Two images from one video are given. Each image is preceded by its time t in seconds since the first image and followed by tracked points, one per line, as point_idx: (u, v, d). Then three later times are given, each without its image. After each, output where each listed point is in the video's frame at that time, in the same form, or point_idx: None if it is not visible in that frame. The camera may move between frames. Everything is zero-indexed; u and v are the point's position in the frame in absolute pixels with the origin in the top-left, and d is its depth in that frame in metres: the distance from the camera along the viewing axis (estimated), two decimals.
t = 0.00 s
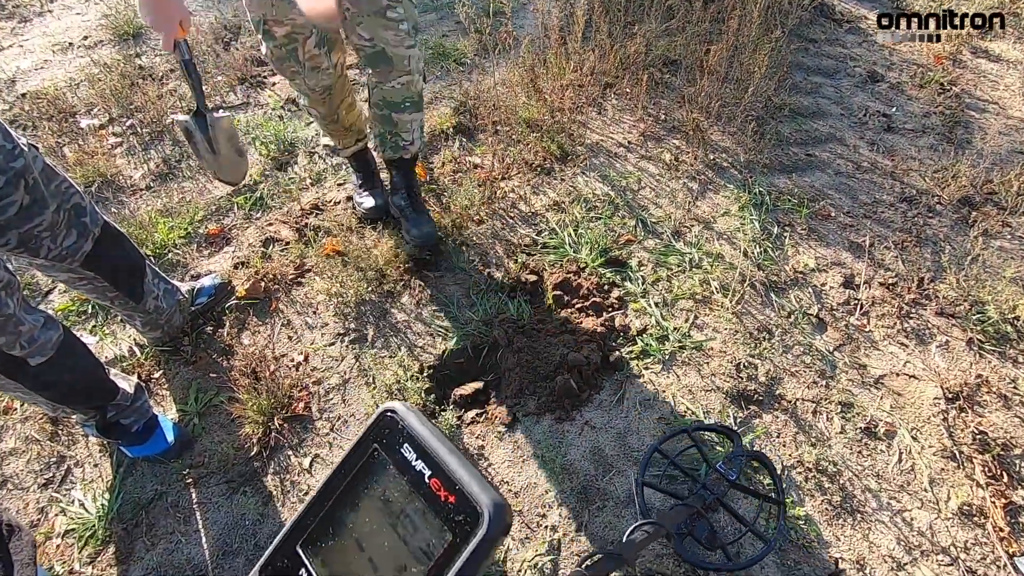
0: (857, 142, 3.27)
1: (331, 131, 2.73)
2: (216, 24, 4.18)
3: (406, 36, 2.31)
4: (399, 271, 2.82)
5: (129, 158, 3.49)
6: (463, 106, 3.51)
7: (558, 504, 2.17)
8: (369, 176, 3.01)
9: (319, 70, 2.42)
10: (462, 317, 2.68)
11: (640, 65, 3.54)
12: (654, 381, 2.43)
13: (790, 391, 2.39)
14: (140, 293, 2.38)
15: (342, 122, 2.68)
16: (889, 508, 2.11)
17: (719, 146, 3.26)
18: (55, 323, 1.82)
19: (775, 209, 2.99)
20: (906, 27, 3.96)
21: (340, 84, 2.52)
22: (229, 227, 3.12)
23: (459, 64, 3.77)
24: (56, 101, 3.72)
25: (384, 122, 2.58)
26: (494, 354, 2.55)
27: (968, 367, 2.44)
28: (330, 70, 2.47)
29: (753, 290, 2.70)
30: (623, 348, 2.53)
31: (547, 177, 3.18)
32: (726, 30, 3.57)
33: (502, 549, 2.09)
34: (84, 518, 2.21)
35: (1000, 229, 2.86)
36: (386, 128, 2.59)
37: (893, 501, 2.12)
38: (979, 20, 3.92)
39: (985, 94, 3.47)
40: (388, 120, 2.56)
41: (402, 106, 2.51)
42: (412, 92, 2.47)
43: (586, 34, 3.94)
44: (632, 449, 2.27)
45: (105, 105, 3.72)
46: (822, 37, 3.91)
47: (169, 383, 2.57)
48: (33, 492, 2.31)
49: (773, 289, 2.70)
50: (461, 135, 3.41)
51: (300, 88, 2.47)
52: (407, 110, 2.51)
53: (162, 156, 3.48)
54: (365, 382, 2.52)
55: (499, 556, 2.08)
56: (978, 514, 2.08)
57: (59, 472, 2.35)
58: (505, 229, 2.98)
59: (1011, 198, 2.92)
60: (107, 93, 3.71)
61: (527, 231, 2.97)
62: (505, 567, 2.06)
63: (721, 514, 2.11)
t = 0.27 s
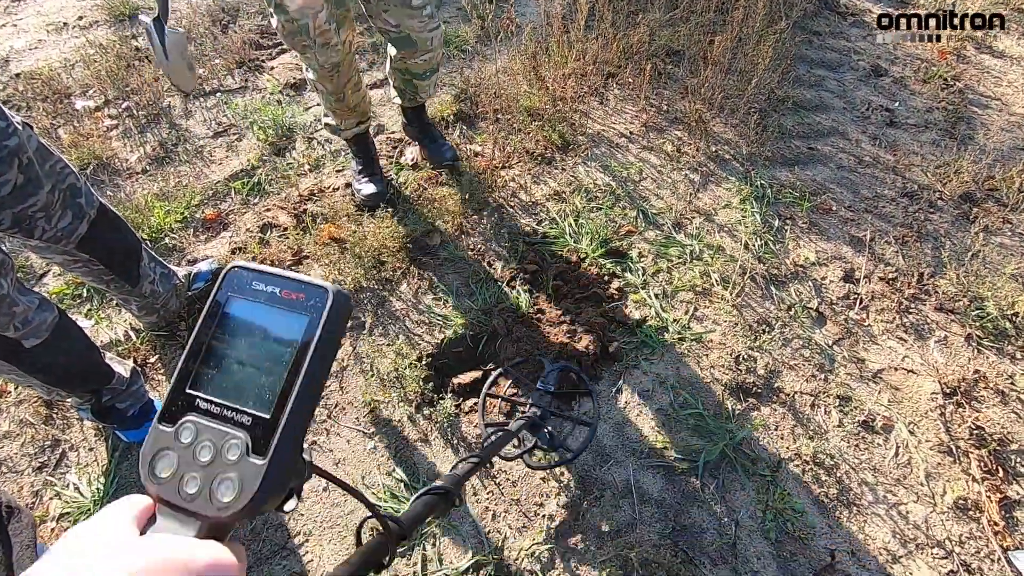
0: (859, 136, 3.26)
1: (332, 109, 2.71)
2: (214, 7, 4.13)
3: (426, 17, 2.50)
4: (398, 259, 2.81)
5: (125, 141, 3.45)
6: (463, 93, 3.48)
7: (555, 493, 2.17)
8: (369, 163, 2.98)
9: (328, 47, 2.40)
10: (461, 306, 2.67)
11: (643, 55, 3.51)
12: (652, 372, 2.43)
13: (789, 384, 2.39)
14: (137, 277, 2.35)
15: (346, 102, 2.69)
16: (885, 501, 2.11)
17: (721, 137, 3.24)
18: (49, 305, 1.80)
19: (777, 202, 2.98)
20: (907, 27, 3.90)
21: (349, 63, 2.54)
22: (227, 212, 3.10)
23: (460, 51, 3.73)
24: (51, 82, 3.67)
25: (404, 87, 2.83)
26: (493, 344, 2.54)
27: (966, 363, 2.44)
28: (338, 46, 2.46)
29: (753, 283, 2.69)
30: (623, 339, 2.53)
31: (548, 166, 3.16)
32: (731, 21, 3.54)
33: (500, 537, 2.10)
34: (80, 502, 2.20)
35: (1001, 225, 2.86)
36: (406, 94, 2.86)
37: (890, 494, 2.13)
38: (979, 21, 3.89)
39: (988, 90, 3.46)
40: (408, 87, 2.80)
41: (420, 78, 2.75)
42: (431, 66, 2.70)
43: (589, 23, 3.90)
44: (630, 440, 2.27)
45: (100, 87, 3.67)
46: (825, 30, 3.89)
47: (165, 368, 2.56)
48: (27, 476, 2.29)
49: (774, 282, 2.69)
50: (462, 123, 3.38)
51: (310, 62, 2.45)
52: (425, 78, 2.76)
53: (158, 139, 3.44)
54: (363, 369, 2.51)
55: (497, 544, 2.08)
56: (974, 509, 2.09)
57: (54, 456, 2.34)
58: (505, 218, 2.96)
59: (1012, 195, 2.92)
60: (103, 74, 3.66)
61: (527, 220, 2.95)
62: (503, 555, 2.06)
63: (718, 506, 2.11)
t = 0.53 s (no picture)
0: (867, 132, 3.23)
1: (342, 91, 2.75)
2: None
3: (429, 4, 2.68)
4: (401, 246, 2.81)
5: (131, 123, 3.46)
6: (470, 82, 3.46)
7: (552, 481, 2.17)
8: (374, 149, 2.98)
9: (346, 28, 2.49)
10: (462, 293, 2.67)
11: (652, 47, 3.49)
12: (652, 363, 2.43)
13: (788, 378, 2.38)
14: (141, 258, 2.36)
15: (356, 87, 2.73)
16: (881, 496, 2.11)
17: (727, 131, 3.23)
18: (51, 281, 1.81)
19: (782, 196, 2.97)
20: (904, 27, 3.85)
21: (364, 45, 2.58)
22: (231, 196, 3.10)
23: (468, 40, 3.72)
24: (59, 63, 3.68)
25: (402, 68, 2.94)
26: (493, 332, 2.54)
27: (968, 361, 2.43)
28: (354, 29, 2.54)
29: (756, 277, 2.68)
30: (623, 329, 2.52)
31: (552, 157, 3.15)
32: (740, 13, 3.52)
33: (495, 523, 2.11)
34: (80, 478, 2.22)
35: (1008, 224, 2.84)
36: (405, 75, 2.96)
37: (886, 490, 2.12)
38: (978, 21, 3.83)
39: (999, 89, 3.43)
40: (406, 68, 2.91)
41: (419, 59, 2.88)
42: (429, 49, 2.87)
43: (597, 14, 3.88)
44: (628, 430, 2.27)
45: (107, 69, 3.67)
46: (836, 25, 3.86)
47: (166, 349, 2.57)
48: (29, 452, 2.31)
49: (776, 276, 2.68)
50: (468, 111, 3.37)
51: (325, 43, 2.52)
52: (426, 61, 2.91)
53: (164, 122, 3.44)
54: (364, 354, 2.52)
55: (492, 530, 2.09)
56: (970, 506, 2.09)
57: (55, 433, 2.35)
58: (509, 207, 2.96)
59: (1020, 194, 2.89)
60: (110, 56, 3.66)
61: (530, 209, 2.95)
62: (498, 541, 2.07)
63: (714, 497, 2.11)
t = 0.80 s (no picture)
0: (884, 131, 3.18)
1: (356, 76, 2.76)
2: None
3: None
4: (407, 235, 2.81)
5: (147, 108, 3.50)
6: (482, 73, 3.46)
7: (549, 473, 2.16)
8: (384, 138, 2.99)
9: (365, 9, 2.53)
10: (467, 284, 2.67)
11: (666, 41, 3.46)
12: (655, 359, 2.41)
13: (793, 378, 2.35)
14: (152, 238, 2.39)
15: (371, 70, 2.73)
16: (883, 500, 2.08)
17: (740, 127, 3.19)
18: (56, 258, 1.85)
19: (793, 195, 2.93)
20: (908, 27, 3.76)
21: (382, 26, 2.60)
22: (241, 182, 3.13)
23: (481, 31, 3.71)
24: (78, 48, 3.73)
25: (411, 55, 2.93)
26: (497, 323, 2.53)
27: (979, 366, 2.38)
28: (374, 12, 2.57)
29: (763, 275, 2.65)
30: (627, 324, 2.50)
31: (562, 150, 3.13)
32: (757, 9, 3.47)
33: (491, 512, 2.11)
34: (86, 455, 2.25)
35: None
36: (414, 61, 2.95)
37: (889, 493, 2.09)
38: (978, 21, 3.78)
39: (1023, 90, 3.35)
40: (416, 53, 2.91)
41: (428, 44, 2.87)
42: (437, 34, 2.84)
43: (612, 8, 3.85)
44: (628, 425, 2.26)
45: (125, 54, 3.71)
46: (857, 22, 3.79)
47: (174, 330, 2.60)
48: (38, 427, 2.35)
49: (784, 275, 2.65)
50: (479, 103, 3.37)
51: (345, 24, 2.55)
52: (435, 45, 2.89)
53: (178, 108, 3.48)
54: (367, 342, 2.53)
55: (488, 519, 2.09)
56: (975, 512, 2.05)
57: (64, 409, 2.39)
58: (516, 199, 2.95)
59: None
60: (127, 42, 3.71)
61: (538, 202, 2.94)
62: (493, 530, 2.07)
63: (712, 494, 2.09)
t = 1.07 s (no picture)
0: (904, 134, 3.11)
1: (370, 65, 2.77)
2: None
3: None
4: (415, 230, 2.81)
5: (163, 99, 3.53)
6: (495, 69, 3.44)
7: (549, 472, 2.15)
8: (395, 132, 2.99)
9: None
10: (472, 280, 2.66)
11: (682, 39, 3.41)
12: (660, 360, 2.38)
13: (801, 384, 2.31)
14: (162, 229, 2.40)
15: (386, 58, 2.74)
16: (890, 510, 2.03)
17: (755, 127, 3.14)
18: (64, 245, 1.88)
19: (807, 197, 2.87)
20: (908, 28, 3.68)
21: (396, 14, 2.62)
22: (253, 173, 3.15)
23: (496, 26, 3.69)
24: (99, 38, 3.78)
25: (421, 44, 2.93)
26: (502, 320, 2.51)
27: (994, 377, 2.32)
28: None
29: (774, 278, 2.60)
30: (633, 325, 2.48)
31: (573, 147, 3.11)
32: (777, 7, 3.41)
33: (489, 510, 2.09)
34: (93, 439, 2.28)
35: None
36: (424, 50, 2.95)
37: (896, 504, 2.04)
38: (977, 21, 3.72)
39: None
40: (425, 43, 2.91)
41: (438, 33, 2.88)
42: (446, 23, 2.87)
43: (629, 4, 3.81)
44: (630, 426, 2.23)
45: (143, 45, 3.75)
46: (880, 22, 3.72)
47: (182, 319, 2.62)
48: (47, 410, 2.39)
49: (795, 279, 2.60)
50: (491, 98, 3.35)
51: (360, 12, 2.55)
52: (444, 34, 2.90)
53: (194, 99, 3.51)
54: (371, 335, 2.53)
55: (486, 516, 2.08)
56: (984, 527, 1.99)
57: (73, 394, 2.42)
58: (525, 196, 2.93)
59: None
60: (146, 33, 3.75)
61: (547, 199, 2.92)
62: (490, 528, 2.06)
63: (714, 499, 2.06)
